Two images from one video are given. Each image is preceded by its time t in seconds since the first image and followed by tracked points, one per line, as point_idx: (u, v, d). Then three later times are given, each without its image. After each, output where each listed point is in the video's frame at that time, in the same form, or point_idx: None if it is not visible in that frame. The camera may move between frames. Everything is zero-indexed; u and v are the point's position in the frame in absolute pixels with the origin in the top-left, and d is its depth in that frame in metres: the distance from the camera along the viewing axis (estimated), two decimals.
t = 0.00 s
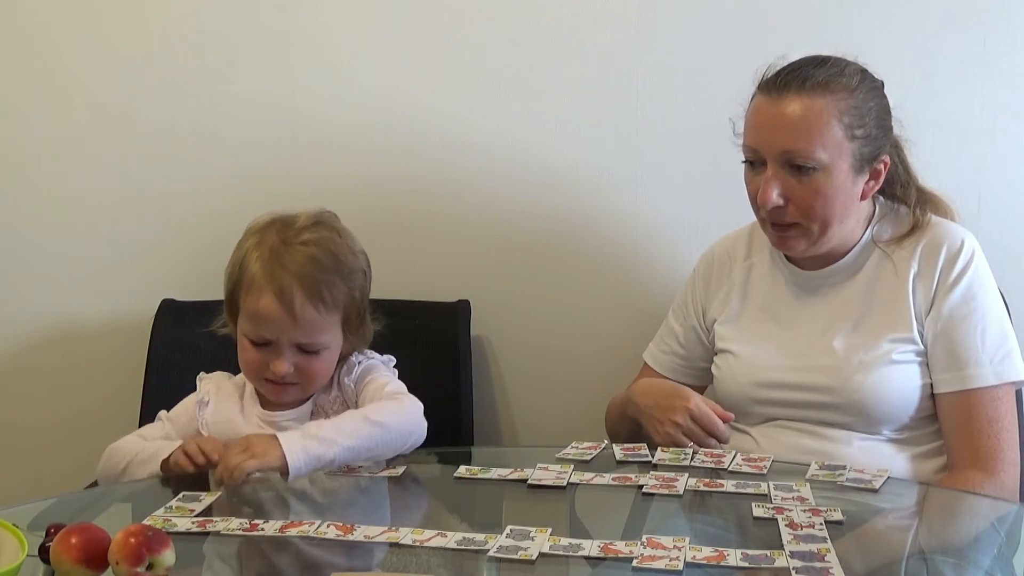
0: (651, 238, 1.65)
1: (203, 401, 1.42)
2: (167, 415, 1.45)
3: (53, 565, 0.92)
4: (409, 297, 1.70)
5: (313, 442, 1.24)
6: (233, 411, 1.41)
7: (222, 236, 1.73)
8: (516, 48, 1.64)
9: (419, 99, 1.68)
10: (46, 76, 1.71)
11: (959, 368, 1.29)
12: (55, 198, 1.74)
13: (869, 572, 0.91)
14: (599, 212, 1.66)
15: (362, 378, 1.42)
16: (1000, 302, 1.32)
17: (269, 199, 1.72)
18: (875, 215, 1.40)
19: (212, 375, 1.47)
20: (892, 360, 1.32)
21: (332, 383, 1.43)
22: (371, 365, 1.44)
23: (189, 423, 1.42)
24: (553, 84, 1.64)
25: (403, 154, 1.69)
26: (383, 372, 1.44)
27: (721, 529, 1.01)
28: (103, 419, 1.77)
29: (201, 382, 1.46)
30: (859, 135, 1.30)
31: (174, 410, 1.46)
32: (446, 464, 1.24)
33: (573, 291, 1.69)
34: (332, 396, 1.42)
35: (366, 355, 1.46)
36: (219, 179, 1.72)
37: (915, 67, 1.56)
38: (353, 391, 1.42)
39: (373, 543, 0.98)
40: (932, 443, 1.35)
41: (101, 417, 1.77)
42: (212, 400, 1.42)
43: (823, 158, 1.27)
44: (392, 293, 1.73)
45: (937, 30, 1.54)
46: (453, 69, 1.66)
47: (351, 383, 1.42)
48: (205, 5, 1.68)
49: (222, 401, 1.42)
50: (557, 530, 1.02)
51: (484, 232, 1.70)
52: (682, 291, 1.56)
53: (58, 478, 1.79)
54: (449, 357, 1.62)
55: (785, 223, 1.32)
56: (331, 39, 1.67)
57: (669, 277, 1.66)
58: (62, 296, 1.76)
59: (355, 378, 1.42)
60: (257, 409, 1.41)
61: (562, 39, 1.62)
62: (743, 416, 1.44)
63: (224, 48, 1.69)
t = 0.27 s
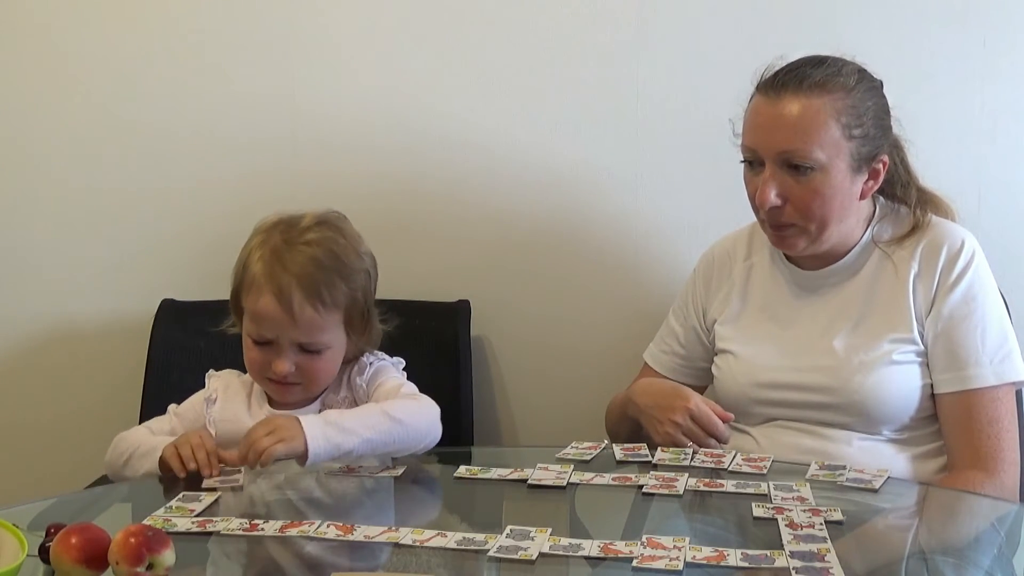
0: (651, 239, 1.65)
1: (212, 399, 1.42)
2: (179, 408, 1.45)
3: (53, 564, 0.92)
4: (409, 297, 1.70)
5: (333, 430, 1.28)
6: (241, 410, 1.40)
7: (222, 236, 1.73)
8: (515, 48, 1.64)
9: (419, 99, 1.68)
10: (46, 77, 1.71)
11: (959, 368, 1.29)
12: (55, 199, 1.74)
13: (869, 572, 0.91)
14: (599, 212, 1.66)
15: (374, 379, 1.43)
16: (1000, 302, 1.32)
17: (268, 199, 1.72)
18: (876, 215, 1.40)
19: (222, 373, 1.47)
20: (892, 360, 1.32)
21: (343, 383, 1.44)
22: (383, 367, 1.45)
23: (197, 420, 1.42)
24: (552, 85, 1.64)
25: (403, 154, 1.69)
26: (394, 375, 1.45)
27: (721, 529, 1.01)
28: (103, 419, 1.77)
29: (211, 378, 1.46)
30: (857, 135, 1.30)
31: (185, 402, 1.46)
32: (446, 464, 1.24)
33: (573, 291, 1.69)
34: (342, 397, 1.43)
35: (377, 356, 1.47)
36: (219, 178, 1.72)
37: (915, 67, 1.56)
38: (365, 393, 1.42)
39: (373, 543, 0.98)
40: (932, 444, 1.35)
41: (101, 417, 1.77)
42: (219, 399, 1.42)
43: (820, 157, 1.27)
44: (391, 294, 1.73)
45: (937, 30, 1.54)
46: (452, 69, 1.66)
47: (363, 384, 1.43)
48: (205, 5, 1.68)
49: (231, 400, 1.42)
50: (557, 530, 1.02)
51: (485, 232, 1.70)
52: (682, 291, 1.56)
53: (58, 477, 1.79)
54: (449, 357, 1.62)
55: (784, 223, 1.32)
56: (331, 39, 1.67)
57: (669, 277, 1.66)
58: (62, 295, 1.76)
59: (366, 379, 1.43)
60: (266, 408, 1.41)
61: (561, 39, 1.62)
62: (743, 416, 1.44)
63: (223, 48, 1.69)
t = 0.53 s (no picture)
0: (651, 238, 1.65)
1: (214, 399, 1.42)
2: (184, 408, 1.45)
3: (54, 564, 0.92)
4: (409, 297, 1.70)
5: (344, 430, 1.28)
6: (244, 410, 1.40)
7: (222, 236, 1.73)
8: (515, 48, 1.64)
9: (419, 99, 1.68)
10: (46, 77, 1.71)
11: (959, 368, 1.29)
12: (55, 199, 1.74)
13: (869, 572, 0.91)
14: (598, 212, 1.66)
15: (381, 379, 1.44)
16: (1000, 302, 1.32)
17: (268, 198, 1.72)
18: (876, 215, 1.40)
19: (224, 373, 1.47)
20: (892, 360, 1.32)
21: (348, 384, 1.44)
22: (388, 368, 1.46)
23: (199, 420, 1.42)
24: (552, 85, 1.64)
25: (403, 154, 1.69)
26: (399, 375, 1.46)
27: (721, 529, 1.01)
28: (103, 419, 1.77)
29: (213, 377, 1.46)
30: (856, 134, 1.30)
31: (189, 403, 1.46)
32: (446, 464, 1.24)
33: (573, 291, 1.69)
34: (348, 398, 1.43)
35: (381, 358, 1.48)
36: (219, 178, 1.72)
37: (915, 67, 1.56)
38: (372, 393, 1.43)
39: (373, 543, 0.98)
40: (932, 444, 1.35)
41: (101, 417, 1.77)
42: (221, 400, 1.42)
43: (820, 157, 1.27)
44: (392, 294, 1.73)
45: (936, 30, 1.54)
46: (452, 69, 1.66)
47: (369, 385, 1.43)
48: (205, 5, 1.68)
49: (231, 398, 1.42)
50: (557, 530, 1.02)
51: (485, 232, 1.70)
52: (683, 292, 1.56)
53: (58, 478, 1.79)
54: (449, 357, 1.62)
55: (784, 223, 1.32)
56: (331, 39, 1.67)
57: (669, 277, 1.66)
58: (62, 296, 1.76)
59: (373, 380, 1.44)
60: (269, 409, 1.41)
61: (561, 39, 1.62)
62: (743, 416, 1.44)
63: (223, 48, 1.69)
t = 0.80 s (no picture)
0: (651, 238, 1.65)
1: (213, 398, 1.42)
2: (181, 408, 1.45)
3: (53, 564, 0.92)
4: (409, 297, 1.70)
5: (377, 413, 1.34)
6: (243, 407, 1.41)
7: (222, 236, 1.73)
8: (515, 48, 1.64)
9: (419, 99, 1.68)
10: (46, 77, 1.71)
11: (959, 368, 1.29)
12: (54, 198, 1.74)
13: (869, 572, 0.91)
14: (598, 212, 1.66)
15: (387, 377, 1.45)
16: (1000, 303, 1.32)
17: (268, 198, 1.72)
18: (875, 215, 1.40)
19: (224, 373, 1.47)
20: (892, 360, 1.32)
21: (353, 384, 1.44)
22: (392, 366, 1.47)
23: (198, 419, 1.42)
24: (552, 85, 1.64)
25: (403, 154, 1.69)
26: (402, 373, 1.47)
27: (721, 529, 1.01)
28: (103, 419, 1.77)
29: (212, 378, 1.46)
30: (862, 136, 1.31)
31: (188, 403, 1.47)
32: (446, 463, 1.24)
33: (573, 291, 1.69)
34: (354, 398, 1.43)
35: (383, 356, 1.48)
36: (218, 178, 1.72)
37: (915, 66, 1.56)
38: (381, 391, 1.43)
39: (373, 543, 0.98)
40: (932, 444, 1.35)
41: (101, 417, 1.77)
42: (220, 399, 1.42)
43: (828, 159, 1.27)
44: (392, 294, 1.73)
45: (936, 30, 1.54)
46: (452, 69, 1.66)
47: (377, 383, 1.43)
48: (204, 5, 1.68)
49: (229, 398, 1.42)
50: (557, 530, 1.02)
51: (485, 232, 1.70)
52: (683, 292, 1.56)
53: (58, 478, 1.79)
54: (449, 357, 1.62)
55: (790, 224, 1.32)
56: (331, 39, 1.67)
57: (669, 277, 1.66)
58: (62, 296, 1.76)
59: (380, 378, 1.44)
60: (268, 409, 1.41)
61: (561, 39, 1.63)
62: (744, 416, 1.44)
63: (223, 48, 1.69)
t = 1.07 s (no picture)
0: (651, 238, 1.65)
1: (214, 393, 1.43)
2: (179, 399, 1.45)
3: (53, 564, 0.92)
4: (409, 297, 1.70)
5: (421, 391, 1.37)
6: (243, 405, 1.42)
7: (222, 236, 1.73)
8: (516, 48, 1.64)
9: (419, 99, 1.68)
10: (46, 76, 1.71)
11: (959, 368, 1.29)
12: (54, 198, 1.74)
13: (869, 572, 0.91)
14: (598, 212, 1.66)
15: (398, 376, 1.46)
16: (1000, 303, 1.32)
17: (268, 199, 1.72)
18: (875, 215, 1.40)
19: (224, 367, 1.47)
20: (892, 360, 1.32)
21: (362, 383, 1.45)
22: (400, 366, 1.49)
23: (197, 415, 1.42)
24: (552, 85, 1.64)
25: (403, 154, 1.69)
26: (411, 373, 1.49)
27: (721, 529, 1.01)
28: (102, 418, 1.77)
29: (212, 373, 1.46)
30: (866, 138, 1.31)
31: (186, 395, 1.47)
32: (445, 463, 1.24)
33: (572, 291, 1.69)
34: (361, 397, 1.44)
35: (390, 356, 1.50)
36: (218, 178, 1.72)
37: (915, 68, 1.56)
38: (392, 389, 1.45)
39: (373, 543, 0.98)
40: (932, 444, 1.35)
41: (101, 417, 1.77)
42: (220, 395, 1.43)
43: (831, 161, 1.27)
44: (392, 293, 1.73)
45: (937, 31, 1.54)
46: (452, 69, 1.66)
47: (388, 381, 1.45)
48: (205, 5, 1.68)
49: (230, 395, 1.43)
50: (557, 530, 1.02)
51: (484, 232, 1.70)
52: (683, 292, 1.56)
53: (57, 477, 1.79)
54: (449, 357, 1.62)
55: (789, 224, 1.32)
56: (331, 40, 1.67)
57: (669, 277, 1.66)
58: (62, 295, 1.76)
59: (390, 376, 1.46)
60: (270, 409, 1.42)
61: (561, 39, 1.62)
62: (743, 416, 1.44)
63: (223, 48, 1.69)
